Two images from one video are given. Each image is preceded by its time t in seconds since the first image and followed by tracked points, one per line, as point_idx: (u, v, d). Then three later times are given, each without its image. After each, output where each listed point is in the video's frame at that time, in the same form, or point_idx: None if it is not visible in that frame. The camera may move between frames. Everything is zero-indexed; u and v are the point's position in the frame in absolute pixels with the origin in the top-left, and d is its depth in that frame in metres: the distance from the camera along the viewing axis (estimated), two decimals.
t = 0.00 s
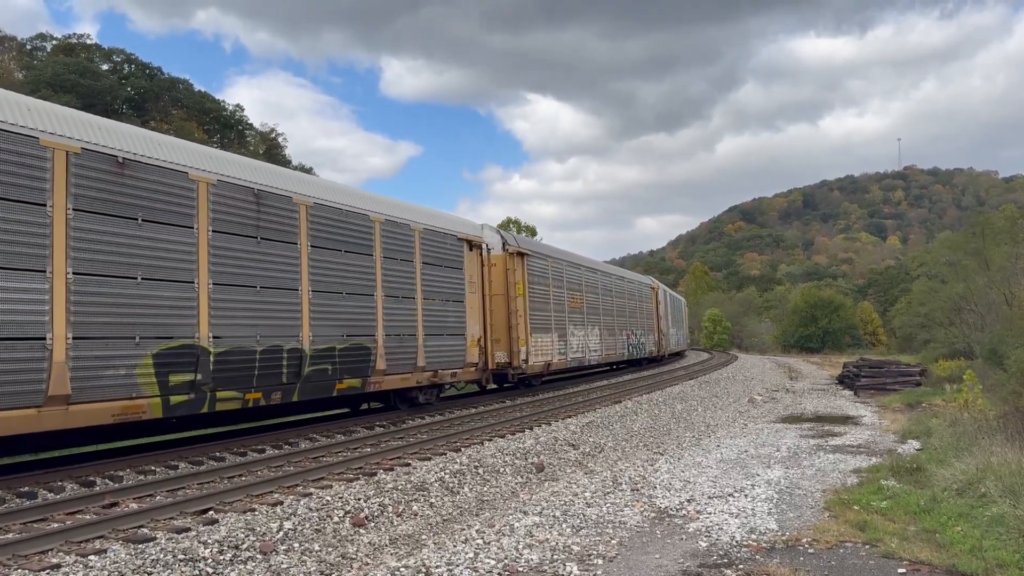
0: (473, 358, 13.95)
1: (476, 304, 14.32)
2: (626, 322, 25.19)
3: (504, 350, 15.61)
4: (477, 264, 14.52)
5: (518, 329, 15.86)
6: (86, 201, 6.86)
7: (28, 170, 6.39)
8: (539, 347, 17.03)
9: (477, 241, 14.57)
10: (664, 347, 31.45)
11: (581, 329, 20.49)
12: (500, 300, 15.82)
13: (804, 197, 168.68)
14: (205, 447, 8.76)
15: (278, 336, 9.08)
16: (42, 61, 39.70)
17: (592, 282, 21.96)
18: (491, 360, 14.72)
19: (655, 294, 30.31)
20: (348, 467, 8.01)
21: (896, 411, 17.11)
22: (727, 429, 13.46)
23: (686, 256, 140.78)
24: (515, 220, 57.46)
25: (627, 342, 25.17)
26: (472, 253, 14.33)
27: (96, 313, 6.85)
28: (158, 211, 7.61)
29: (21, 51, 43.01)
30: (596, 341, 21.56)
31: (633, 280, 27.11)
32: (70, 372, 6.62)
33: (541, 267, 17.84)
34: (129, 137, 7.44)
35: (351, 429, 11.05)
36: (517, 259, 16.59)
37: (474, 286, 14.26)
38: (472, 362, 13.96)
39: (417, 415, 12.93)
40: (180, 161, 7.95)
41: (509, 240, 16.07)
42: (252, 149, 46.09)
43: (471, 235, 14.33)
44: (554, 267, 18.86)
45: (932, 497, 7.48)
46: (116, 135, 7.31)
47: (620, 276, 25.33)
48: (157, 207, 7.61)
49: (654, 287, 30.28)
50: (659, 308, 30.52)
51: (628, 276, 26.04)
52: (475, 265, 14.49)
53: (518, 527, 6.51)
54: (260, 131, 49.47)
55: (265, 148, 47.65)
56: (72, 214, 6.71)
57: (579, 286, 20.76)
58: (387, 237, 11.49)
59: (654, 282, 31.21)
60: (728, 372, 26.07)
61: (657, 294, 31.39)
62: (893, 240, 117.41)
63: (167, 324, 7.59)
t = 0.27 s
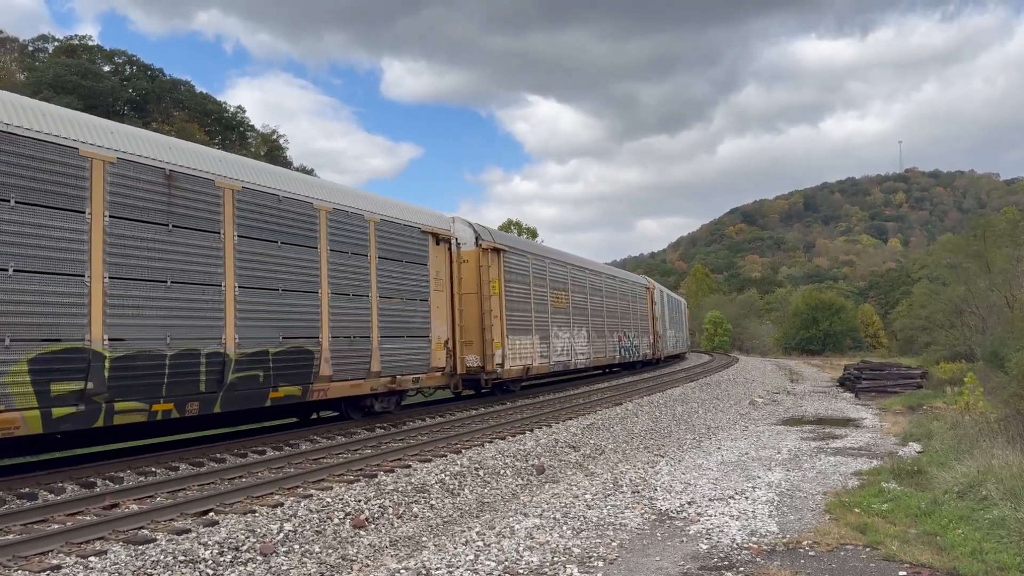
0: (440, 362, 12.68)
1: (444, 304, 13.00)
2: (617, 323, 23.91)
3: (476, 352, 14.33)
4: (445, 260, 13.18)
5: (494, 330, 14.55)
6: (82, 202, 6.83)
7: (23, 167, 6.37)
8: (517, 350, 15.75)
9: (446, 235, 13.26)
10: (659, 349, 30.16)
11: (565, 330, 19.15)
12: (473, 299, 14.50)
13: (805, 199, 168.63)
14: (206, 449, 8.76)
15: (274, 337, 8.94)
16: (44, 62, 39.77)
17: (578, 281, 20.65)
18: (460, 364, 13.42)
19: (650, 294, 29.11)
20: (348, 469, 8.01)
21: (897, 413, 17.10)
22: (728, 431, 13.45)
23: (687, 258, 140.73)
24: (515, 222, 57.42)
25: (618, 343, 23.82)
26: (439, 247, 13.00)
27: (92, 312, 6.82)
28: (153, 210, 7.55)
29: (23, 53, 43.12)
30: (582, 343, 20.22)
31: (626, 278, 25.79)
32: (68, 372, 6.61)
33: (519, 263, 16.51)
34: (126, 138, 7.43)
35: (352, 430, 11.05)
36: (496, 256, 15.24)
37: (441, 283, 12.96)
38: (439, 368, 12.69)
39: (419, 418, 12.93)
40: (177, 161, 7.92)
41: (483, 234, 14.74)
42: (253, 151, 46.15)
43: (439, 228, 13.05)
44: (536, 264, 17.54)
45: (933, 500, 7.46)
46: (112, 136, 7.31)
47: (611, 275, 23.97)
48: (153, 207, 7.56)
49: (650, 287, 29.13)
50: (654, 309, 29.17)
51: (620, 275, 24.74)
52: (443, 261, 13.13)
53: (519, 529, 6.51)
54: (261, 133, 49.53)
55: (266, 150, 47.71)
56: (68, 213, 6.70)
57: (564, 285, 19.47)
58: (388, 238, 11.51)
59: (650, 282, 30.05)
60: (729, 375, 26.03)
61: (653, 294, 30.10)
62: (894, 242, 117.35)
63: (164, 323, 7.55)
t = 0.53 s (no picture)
0: (399, 366, 11.55)
1: (404, 303, 11.86)
2: (605, 324, 22.75)
3: (443, 355, 13.19)
4: (405, 254, 12.00)
5: (461, 331, 13.42)
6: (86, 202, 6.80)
7: (26, 170, 6.32)
8: (488, 353, 14.62)
9: (408, 227, 12.13)
10: (651, 351, 29.01)
11: (545, 331, 17.99)
12: (439, 297, 13.34)
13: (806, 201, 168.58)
14: (206, 450, 8.76)
15: (272, 338, 8.90)
16: (45, 63, 39.80)
17: (562, 279, 19.49)
18: (423, 368, 12.26)
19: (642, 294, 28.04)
20: (348, 470, 8.01)
21: (897, 415, 17.09)
22: (729, 433, 13.44)
23: (688, 260, 140.68)
24: (515, 224, 57.40)
25: (607, 346, 22.66)
26: (398, 240, 11.84)
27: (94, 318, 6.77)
28: (156, 212, 7.51)
29: (24, 54, 43.17)
30: (564, 345, 19.06)
31: (615, 276, 24.62)
32: (70, 376, 6.57)
33: (492, 259, 15.32)
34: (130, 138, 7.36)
35: (352, 431, 11.06)
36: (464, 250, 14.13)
37: (401, 280, 11.81)
38: (399, 372, 11.56)
39: (419, 418, 12.95)
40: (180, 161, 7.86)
41: (451, 226, 13.58)
42: (254, 152, 46.16)
43: (402, 220, 11.95)
44: (513, 260, 16.40)
45: (934, 502, 7.46)
46: (116, 136, 7.25)
47: (597, 272, 22.79)
48: (156, 207, 7.51)
49: (643, 286, 28.11)
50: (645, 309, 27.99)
51: (608, 273, 23.61)
52: (401, 255, 12.00)
53: (519, 530, 6.51)
54: (262, 134, 49.57)
55: (266, 151, 47.72)
56: (72, 216, 6.67)
57: (545, 283, 18.32)
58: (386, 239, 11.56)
59: (643, 281, 29.00)
60: (730, 376, 25.99)
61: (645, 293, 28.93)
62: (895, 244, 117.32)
63: (166, 325, 7.50)
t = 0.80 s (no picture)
0: (348, 371, 10.50)
1: (355, 301, 10.80)
2: (593, 325, 21.50)
3: (402, 358, 12.13)
4: (356, 247, 10.95)
5: (424, 331, 12.30)
6: (82, 202, 6.89)
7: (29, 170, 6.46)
8: (458, 355, 13.49)
9: (358, 217, 11.04)
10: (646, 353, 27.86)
11: (526, 332, 16.81)
12: (399, 295, 12.25)
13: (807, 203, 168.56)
14: (207, 451, 8.76)
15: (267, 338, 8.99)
16: (45, 64, 39.83)
17: (545, 277, 18.34)
18: (376, 373, 11.27)
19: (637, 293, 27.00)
20: (349, 472, 8.01)
21: (898, 417, 17.08)
22: (729, 435, 13.43)
23: (688, 261, 140.66)
24: (516, 225, 57.41)
25: (595, 348, 21.47)
26: (347, 232, 10.78)
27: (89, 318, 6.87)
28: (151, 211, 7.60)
29: (25, 55, 43.17)
30: (547, 347, 17.86)
31: (604, 275, 23.40)
32: (63, 373, 6.62)
33: (462, 255, 14.17)
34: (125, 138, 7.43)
35: (353, 432, 11.06)
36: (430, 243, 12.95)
37: (350, 275, 10.76)
38: (347, 377, 10.52)
39: (419, 420, 12.96)
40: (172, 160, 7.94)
41: (413, 218, 12.44)
42: (254, 153, 46.17)
43: (353, 210, 10.90)
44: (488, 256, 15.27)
45: (935, 505, 7.44)
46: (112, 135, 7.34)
47: (584, 270, 21.58)
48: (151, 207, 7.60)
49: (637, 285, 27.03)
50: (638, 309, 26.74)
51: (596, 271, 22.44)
52: (351, 247, 10.85)
53: (520, 532, 6.50)
54: (262, 135, 49.59)
55: (267, 152, 47.72)
56: (70, 215, 6.80)
57: (526, 281, 17.16)
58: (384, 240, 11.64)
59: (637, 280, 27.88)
60: (730, 378, 25.94)
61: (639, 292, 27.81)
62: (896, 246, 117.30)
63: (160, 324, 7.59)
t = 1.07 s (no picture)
0: (283, 377, 9.27)
1: (293, 298, 9.55)
2: (577, 327, 20.30)
3: (352, 362, 10.96)
4: (296, 237, 9.72)
5: (378, 332, 11.12)
6: (77, 202, 6.89)
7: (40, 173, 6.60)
8: (419, 358, 12.30)
9: (298, 203, 9.77)
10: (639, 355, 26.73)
11: (500, 334, 15.59)
12: (350, 292, 11.06)
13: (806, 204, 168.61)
14: (207, 452, 8.76)
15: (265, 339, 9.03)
16: (46, 65, 39.88)
17: (523, 275, 17.19)
18: (319, 380, 10.04)
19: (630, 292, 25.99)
20: (349, 473, 8.02)
21: (898, 419, 17.08)
22: (729, 436, 13.43)
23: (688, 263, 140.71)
24: (515, 226, 57.44)
25: (580, 350, 20.35)
26: (284, 219, 9.55)
27: (86, 318, 6.90)
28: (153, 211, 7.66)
29: (25, 56, 43.19)
30: (524, 350, 16.63)
31: (590, 274, 22.21)
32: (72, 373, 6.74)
33: (425, 249, 12.96)
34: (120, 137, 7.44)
35: (353, 434, 11.06)
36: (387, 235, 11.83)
37: (288, 269, 9.55)
38: (283, 384, 9.30)
39: (419, 421, 12.95)
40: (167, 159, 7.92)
41: (366, 207, 11.32)
42: (254, 154, 46.22)
43: (292, 195, 9.68)
44: (456, 251, 14.06)
45: (935, 506, 7.45)
46: (108, 135, 7.36)
47: (569, 268, 20.39)
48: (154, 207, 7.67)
49: (629, 286, 26.05)
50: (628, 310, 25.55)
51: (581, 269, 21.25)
52: (290, 238, 9.68)
53: (519, 533, 6.50)
54: (262, 136, 49.64)
55: (267, 153, 47.75)
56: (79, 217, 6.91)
57: (501, 279, 15.96)
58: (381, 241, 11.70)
59: (629, 278, 26.81)
60: (730, 380, 25.91)
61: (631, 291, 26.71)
62: (896, 248, 117.37)
63: (160, 325, 7.64)
